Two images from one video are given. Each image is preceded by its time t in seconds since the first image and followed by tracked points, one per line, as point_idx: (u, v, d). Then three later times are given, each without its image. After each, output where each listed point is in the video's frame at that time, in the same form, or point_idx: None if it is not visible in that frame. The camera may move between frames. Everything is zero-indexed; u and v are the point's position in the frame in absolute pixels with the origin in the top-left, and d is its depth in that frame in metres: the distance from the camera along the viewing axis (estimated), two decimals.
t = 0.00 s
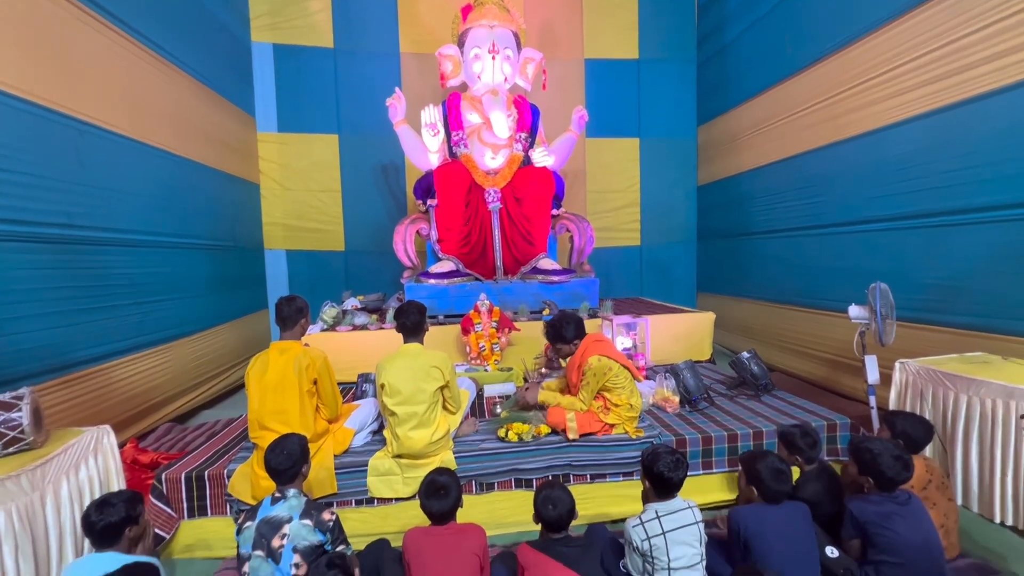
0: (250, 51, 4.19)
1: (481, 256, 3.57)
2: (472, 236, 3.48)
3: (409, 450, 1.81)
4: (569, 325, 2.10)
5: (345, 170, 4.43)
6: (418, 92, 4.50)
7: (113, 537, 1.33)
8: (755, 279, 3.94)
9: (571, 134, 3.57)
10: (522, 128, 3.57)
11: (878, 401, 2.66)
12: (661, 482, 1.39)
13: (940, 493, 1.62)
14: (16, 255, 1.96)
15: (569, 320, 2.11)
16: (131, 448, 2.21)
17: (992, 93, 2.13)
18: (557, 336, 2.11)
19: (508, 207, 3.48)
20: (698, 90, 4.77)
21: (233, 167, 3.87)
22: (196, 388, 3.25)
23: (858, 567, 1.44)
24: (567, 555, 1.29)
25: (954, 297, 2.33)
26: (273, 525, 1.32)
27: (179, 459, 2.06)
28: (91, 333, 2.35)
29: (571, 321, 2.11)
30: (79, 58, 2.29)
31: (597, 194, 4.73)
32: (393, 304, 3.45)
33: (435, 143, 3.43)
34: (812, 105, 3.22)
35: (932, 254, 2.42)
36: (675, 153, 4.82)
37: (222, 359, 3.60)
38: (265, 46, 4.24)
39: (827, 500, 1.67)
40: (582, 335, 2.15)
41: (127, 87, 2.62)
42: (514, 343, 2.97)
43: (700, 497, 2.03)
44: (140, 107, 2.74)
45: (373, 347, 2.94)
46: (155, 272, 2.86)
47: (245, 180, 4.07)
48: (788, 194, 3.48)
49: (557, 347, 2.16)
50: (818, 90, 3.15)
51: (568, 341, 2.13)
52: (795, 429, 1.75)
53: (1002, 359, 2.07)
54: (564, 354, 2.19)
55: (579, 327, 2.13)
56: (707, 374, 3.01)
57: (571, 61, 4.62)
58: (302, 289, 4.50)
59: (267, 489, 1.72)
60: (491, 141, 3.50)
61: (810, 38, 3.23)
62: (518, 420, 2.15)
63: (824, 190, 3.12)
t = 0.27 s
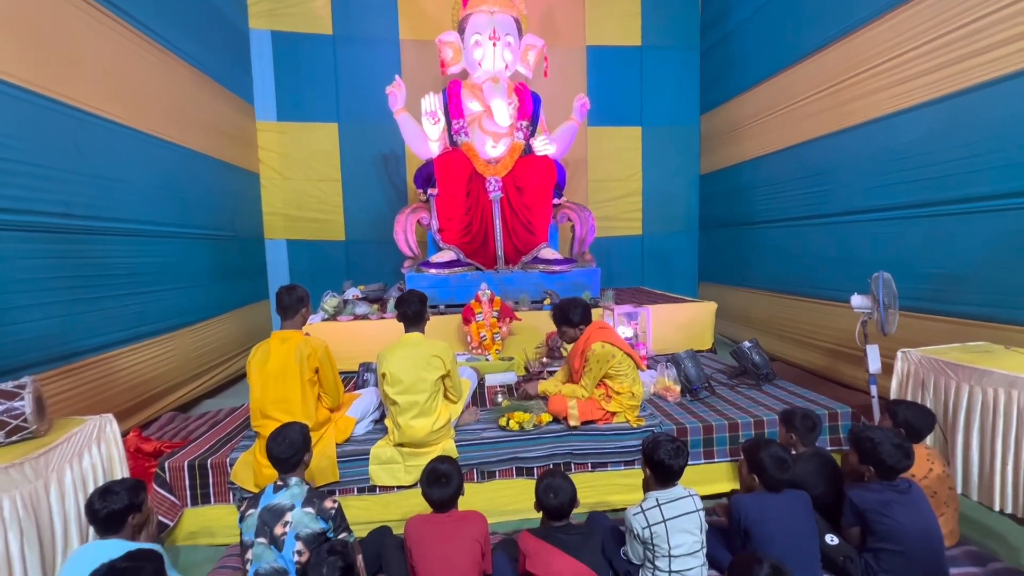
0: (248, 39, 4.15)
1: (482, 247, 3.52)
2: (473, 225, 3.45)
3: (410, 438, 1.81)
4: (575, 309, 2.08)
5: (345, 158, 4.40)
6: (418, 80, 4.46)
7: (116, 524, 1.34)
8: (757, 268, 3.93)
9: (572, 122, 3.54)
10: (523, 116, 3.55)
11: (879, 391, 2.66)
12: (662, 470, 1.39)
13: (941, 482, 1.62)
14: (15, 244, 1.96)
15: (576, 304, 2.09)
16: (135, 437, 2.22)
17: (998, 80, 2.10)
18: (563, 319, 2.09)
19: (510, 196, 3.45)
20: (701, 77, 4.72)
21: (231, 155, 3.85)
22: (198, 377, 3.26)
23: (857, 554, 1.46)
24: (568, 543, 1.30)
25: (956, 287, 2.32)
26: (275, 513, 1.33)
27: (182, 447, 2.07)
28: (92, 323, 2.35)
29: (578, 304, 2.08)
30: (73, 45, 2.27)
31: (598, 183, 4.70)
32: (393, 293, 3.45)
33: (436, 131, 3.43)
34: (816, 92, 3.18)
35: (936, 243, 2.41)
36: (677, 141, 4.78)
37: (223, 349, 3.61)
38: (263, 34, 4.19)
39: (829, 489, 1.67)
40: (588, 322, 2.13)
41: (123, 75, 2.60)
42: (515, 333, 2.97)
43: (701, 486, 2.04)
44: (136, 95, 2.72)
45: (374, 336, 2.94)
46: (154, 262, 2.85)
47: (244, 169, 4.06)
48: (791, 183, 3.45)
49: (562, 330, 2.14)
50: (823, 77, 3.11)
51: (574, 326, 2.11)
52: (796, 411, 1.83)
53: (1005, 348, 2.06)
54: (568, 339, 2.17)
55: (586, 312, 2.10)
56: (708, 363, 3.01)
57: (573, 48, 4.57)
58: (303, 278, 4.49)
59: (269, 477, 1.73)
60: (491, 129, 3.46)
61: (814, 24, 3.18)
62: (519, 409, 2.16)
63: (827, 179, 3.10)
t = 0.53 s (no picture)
0: (247, 23, 4.11)
1: (484, 234, 3.54)
2: (475, 212, 3.45)
3: (413, 425, 1.82)
4: (573, 293, 2.09)
5: (345, 145, 4.38)
6: (419, 66, 4.42)
7: (122, 508, 1.35)
8: (760, 256, 3.91)
9: (576, 108, 3.51)
10: (525, 102, 3.50)
11: (881, 378, 2.66)
12: (663, 455, 1.39)
13: (941, 469, 1.63)
14: (16, 230, 1.96)
15: (576, 290, 2.10)
16: (140, 423, 2.24)
17: (1011, 63, 2.07)
18: (562, 305, 2.10)
19: (512, 183, 3.43)
20: (705, 63, 4.66)
21: (232, 142, 3.84)
22: (200, 365, 3.27)
23: (857, 539, 1.50)
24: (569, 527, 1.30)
25: (961, 274, 2.31)
26: (279, 498, 1.34)
27: (186, 433, 2.08)
28: (94, 309, 2.36)
29: (576, 289, 2.10)
30: (71, 29, 2.25)
31: (601, 171, 4.67)
32: (395, 281, 3.45)
33: (437, 117, 3.43)
34: (824, 77, 3.14)
35: (941, 230, 2.39)
36: (681, 128, 4.74)
37: (226, 336, 3.63)
38: (262, 18, 4.15)
39: (829, 474, 1.69)
40: (587, 308, 2.14)
41: (120, 59, 2.58)
42: (516, 321, 2.97)
43: (702, 472, 2.05)
44: (134, 80, 2.70)
45: (376, 324, 2.94)
46: (157, 248, 2.85)
47: (244, 156, 4.04)
48: (796, 170, 3.43)
49: (562, 317, 2.15)
50: (831, 62, 3.07)
51: (573, 312, 2.12)
52: (803, 396, 1.80)
53: (1008, 336, 2.05)
54: (569, 325, 2.18)
55: (586, 298, 2.11)
56: (710, 351, 3.01)
57: (576, 33, 4.51)
58: (304, 266, 4.49)
59: (273, 462, 1.75)
60: (493, 116, 3.43)
61: (822, 7, 3.14)
62: (521, 395, 2.16)
63: (832, 166, 3.07)
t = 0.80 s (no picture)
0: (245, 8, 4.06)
1: (485, 222, 3.52)
2: (476, 200, 3.44)
3: (414, 412, 1.82)
4: (569, 282, 2.09)
5: (345, 132, 4.35)
6: (419, 51, 4.37)
7: (126, 493, 1.36)
8: (762, 245, 3.89)
9: (578, 95, 3.48)
10: (527, 88, 3.43)
11: (882, 367, 2.66)
12: (662, 443, 1.40)
13: (941, 457, 1.63)
14: (15, 218, 1.95)
15: (574, 279, 2.10)
16: (143, 409, 2.25)
17: (1019, 48, 2.04)
18: (560, 293, 2.10)
19: (513, 171, 3.41)
20: (709, 48, 4.60)
21: (231, 129, 3.81)
22: (202, 352, 3.28)
23: (855, 526, 1.51)
24: (569, 513, 1.32)
25: (964, 263, 2.30)
26: (281, 484, 1.34)
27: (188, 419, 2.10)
28: (95, 297, 2.36)
29: (575, 277, 2.11)
30: (67, 13, 2.21)
31: (603, 158, 4.64)
32: (396, 269, 3.45)
33: (438, 104, 3.43)
34: (828, 63, 3.10)
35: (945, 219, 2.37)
36: (684, 115, 4.69)
37: (228, 324, 3.64)
38: (260, 3, 4.10)
39: (827, 461, 1.70)
40: (586, 296, 2.14)
41: (118, 45, 2.55)
42: (517, 309, 2.97)
43: (702, 459, 2.06)
44: (133, 66, 2.67)
45: (377, 312, 2.94)
46: (156, 237, 2.85)
47: (244, 143, 4.01)
48: (799, 158, 3.40)
49: (561, 306, 2.15)
50: (836, 48, 3.03)
51: (572, 300, 2.13)
52: (801, 385, 1.78)
53: (1010, 325, 2.05)
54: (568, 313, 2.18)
55: (584, 287, 2.12)
56: (711, 339, 3.01)
57: (578, 18, 4.45)
58: (305, 254, 4.49)
59: (275, 449, 1.76)
60: (494, 102, 3.41)
61: None
62: (522, 382, 2.17)
63: (836, 153, 3.04)
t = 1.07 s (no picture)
0: None
1: (486, 210, 3.50)
2: (477, 188, 3.42)
3: (415, 398, 1.84)
4: (569, 270, 2.09)
5: (346, 119, 4.32)
6: (420, 37, 4.32)
7: (132, 477, 1.38)
8: (764, 234, 3.88)
9: (580, 82, 3.45)
10: (529, 74, 3.41)
11: (882, 356, 2.67)
12: (664, 430, 1.40)
13: (938, 445, 1.64)
14: (17, 204, 1.95)
15: (574, 267, 2.10)
16: (146, 396, 2.27)
17: None
18: (561, 282, 2.10)
19: (514, 158, 3.40)
20: (713, 34, 4.55)
21: (231, 116, 3.79)
22: (205, 340, 3.29)
23: (851, 512, 1.52)
24: (568, 498, 1.34)
25: (966, 252, 2.29)
26: (284, 468, 1.36)
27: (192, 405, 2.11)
28: (98, 284, 2.37)
29: (574, 265, 2.10)
30: None
31: (605, 146, 4.61)
32: (397, 257, 3.45)
33: (439, 91, 3.39)
34: (834, 49, 3.07)
35: (949, 208, 2.36)
36: (687, 103, 4.65)
37: (230, 311, 3.65)
38: None
39: (825, 448, 1.71)
40: (587, 284, 2.14)
41: (116, 29, 2.53)
42: (518, 297, 2.98)
43: (701, 446, 2.07)
44: (131, 51, 2.65)
45: (378, 299, 2.94)
46: (158, 224, 2.85)
47: (244, 130, 4.00)
48: (803, 146, 3.38)
49: (562, 294, 2.15)
50: (842, 33, 3.00)
51: (573, 288, 2.13)
52: (790, 373, 1.77)
53: (1010, 314, 2.06)
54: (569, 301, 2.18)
55: (585, 275, 2.11)
56: (712, 328, 3.01)
57: (580, 3, 4.39)
58: (307, 242, 4.49)
59: (277, 435, 1.78)
60: (495, 89, 3.38)
61: None
62: (522, 370, 2.18)
63: (840, 142, 3.02)
